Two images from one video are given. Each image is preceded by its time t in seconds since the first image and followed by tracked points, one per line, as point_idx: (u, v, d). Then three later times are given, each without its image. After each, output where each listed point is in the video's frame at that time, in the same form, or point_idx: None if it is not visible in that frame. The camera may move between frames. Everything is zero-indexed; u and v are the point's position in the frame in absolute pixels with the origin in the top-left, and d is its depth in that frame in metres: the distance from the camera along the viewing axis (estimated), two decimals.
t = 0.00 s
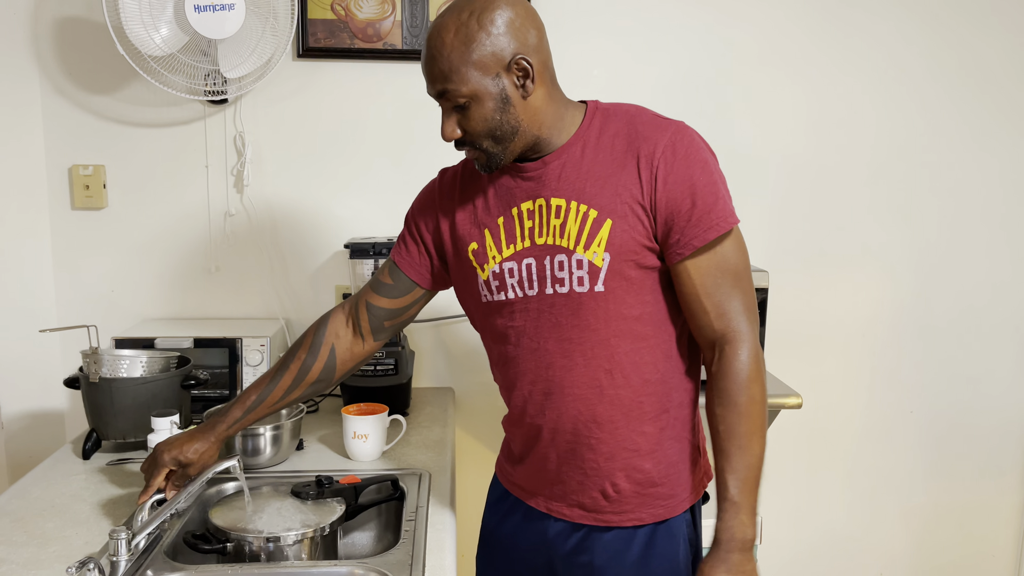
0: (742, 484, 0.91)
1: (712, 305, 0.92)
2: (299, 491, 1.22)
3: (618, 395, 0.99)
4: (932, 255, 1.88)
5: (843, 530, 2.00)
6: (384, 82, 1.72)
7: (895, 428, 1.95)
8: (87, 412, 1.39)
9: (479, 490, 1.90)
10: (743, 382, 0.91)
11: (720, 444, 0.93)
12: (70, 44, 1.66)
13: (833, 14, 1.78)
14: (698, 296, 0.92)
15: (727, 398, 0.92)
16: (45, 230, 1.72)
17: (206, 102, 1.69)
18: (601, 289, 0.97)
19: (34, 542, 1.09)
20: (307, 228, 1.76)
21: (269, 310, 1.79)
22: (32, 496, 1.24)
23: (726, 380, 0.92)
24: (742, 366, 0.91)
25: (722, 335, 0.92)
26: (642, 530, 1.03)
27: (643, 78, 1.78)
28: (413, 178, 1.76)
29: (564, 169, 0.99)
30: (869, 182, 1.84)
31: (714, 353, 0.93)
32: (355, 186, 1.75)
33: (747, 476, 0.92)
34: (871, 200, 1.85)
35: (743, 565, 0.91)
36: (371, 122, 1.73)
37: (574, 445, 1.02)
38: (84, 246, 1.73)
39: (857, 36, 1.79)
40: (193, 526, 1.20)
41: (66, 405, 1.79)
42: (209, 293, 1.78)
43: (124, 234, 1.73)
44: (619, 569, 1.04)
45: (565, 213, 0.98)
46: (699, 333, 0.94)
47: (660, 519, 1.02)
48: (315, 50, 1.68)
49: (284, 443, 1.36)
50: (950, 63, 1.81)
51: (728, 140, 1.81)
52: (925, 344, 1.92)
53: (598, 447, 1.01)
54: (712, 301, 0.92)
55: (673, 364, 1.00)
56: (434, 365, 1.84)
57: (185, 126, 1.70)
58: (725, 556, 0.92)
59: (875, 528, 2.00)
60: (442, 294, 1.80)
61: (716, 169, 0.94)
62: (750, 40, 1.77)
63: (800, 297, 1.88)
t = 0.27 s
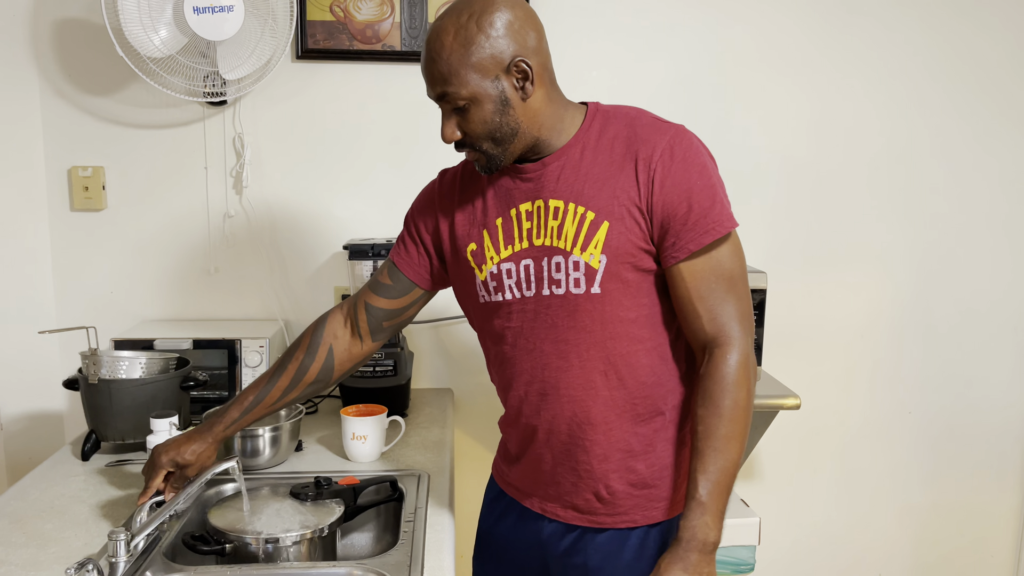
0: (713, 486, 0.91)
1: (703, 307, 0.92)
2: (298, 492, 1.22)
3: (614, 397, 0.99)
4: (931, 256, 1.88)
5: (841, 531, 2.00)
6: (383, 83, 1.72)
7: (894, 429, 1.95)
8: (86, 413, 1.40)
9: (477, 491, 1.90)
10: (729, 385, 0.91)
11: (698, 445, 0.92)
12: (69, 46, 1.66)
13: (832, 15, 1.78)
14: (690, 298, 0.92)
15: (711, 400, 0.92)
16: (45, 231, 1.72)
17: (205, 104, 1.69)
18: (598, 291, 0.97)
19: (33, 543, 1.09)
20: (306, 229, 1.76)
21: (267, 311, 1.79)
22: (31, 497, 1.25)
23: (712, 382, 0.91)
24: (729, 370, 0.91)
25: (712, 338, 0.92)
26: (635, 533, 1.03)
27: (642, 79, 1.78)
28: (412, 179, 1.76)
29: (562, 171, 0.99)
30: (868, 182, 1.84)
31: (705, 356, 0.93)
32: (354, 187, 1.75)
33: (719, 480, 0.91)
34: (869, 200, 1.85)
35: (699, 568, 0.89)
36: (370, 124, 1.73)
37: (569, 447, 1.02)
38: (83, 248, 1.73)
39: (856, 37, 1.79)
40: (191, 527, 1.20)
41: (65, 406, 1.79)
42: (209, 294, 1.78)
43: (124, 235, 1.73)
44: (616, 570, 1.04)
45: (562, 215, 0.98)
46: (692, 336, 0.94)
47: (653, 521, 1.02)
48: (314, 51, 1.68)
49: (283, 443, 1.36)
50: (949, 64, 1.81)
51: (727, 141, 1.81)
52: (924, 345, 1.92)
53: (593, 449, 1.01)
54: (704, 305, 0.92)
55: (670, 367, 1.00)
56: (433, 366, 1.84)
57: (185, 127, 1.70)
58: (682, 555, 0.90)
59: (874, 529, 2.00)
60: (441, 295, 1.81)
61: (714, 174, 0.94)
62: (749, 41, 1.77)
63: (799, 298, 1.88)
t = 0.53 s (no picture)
0: (721, 490, 0.91)
1: (705, 310, 0.92)
2: (298, 492, 1.22)
3: (614, 398, 0.99)
4: (930, 256, 1.88)
5: (841, 531, 2.00)
6: (382, 84, 1.72)
7: (894, 428, 1.96)
8: (86, 413, 1.40)
9: (477, 491, 1.90)
10: (732, 388, 0.91)
11: (704, 449, 0.92)
12: (70, 47, 1.66)
13: (831, 16, 1.78)
14: (691, 300, 0.92)
15: (715, 402, 0.92)
16: (44, 232, 1.72)
17: (205, 104, 1.69)
18: (598, 293, 0.97)
19: (33, 544, 1.09)
20: (306, 229, 1.76)
21: (268, 312, 1.79)
22: (31, 498, 1.25)
23: (715, 385, 0.92)
24: (733, 372, 0.91)
25: (714, 340, 0.92)
26: (636, 534, 1.03)
27: (642, 79, 1.78)
28: (412, 180, 1.76)
29: (563, 173, 0.99)
30: (868, 182, 1.84)
31: (707, 358, 0.93)
32: (354, 188, 1.76)
33: (728, 484, 0.91)
34: (869, 201, 1.85)
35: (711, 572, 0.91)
36: (370, 124, 1.73)
37: (570, 449, 1.02)
38: (83, 248, 1.73)
39: (855, 38, 1.79)
40: (192, 527, 1.20)
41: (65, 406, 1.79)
42: (209, 295, 1.78)
43: (124, 235, 1.73)
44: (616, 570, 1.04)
45: (562, 216, 0.98)
46: (693, 338, 0.94)
47: (654, 523, 1.02)
48: (314, 52, 1.68)
49: (283, 444, 1.36)
50: (948, 65, 1.81)
51: (726, 141, 1.81)
52: (923, 345, 1.92)
53: (593, 451, 1.01)
54: (706, 306, 0.92)
55: (670, 369, 1.01)
56: (433, 367, 1.84)
57: (185, 128, 1.71)
58: (693, 559, 0.92)
59: (874, 529, 2.00)
60: (441, 296, 1.81)
61: (715, 175, 0.94)
62: (748, 41, 1.78)
63: (798, 298, 1.88)
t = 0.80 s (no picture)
0: (739, 493, 0.91)
1: (710, 311, 0.92)
2: (298, 492, 1.22)
3: (616, 400, 0.99)
4: (931, 257, 1.88)
5: (842, 531, 2.00)
6: (383, 84, 1.72)
7: (895, 429, 1.95)
8: (86, 413, 1.40)
9: (477, 491, 1.90)
10: (739, 389, 0.91)
11: (718, 454, 0.93)
12: (70, 46, 1.66)
13: (832, 16, 1.78)
14: (697, 302, 0.92)
15: (724, 405, 0.92)
16: (45, 231, 1.72)
17: (205, 104, 1.69)
18: (600, 294, 0.97)
19: (33, 544, 1.09)
20: (307, 230, 1.76)
21: (268, 312, 1.79)
22: (31, 498, 1.24)
23: (723, 386, 0.92)
24: (740, 373, 0.91)
25: (720, 342, 0.92)
26: (639, 535, 1.03)
27: (642, 79, 1.78)
28: (413, 180, 1.76)
29: (565, 173, 0.99)
30: (868, 183, 1.84)
31: (713, 360, 0.93)
32: (354, 188, 1.75)
33: (744, 486, 0.91)
34: (869, 201, 1.85)
35: None
36: (370, 124, 1.73)
37: (572, 450, 1.02)
38: (83, 248, 1.73)
39: (856, 38, 1.79)
40: (192, 527, 1.20)
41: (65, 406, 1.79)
42: (209, 295, 1.78)
43: (124, 235, 1.73)
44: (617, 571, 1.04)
45: (564, 217, 0.98)
46: (698, 339, 0.94)
47: (657, 525, 1.02)
48: (315, 52, 1.68)
49: (283, 444, 1.36)
50: (949, 65, 1.81)
51: (727, 142, 1.81)
52: (924, 346, 1.92)
53: (595, 452, 1.01)
54: (711, 308, 0.92)
55: (672, 370, 1.00)
56: (433, 367, 1.84)
57: (185, 128, 1.70)
58: (719, 566, 0.91)
59: (874, 529, 2.00)
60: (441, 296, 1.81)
61: (717, 174, 0.94)
62: (748, 41, 1.77)
63: (799, 299, 1.88)
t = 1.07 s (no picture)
0: (734, 493, 0.91)
1: (712, 312, 0.92)
2: (300, 492, 1.22)
3: (620, 400, 0.99)
4: (933, 257, 1.88)
5: (843, 532, 1.99)
6: (384, 84, 1.72)
7: (896, 429, 1.95)
8: (88, 413, 1.40)
9: (478, 491, 1.90)
10: (740, 390, 0.91)
11: (715, 453, 0.93)
12: (72, 46, 1.66)
13: (833, 16, 1.78)
14: (699, 303, 0.92)
15: (725, 405, 0.92)
16: (46, 231, 1.72)
17: (206, 104, 1.69)
18: (604, 295, 0.97)
19: (34, 544, 1.09)
20: (308, 230, 1.76)
21: (270, 312, 1.79)
22: (32, 498, 1.24)
23: (724, 387, 0.91)
24: (741, 374, 0.90)
25: (721, 342, 0.92)
26: (641, 537, 1.03)
27: (644, 80, 1.78)
28: (414, 180, 1.76)
29: (568, 174, 0.99)
30: (870, 183, 1.84)
31: (715, 360, 0.93)
32: (356, 188, 1.75)
33: (740, 487, 0.91)
34: (871, 201, 1.85)
35: None
36: (372, 124, 1.73)
37: (575, 451, 1.02)
38: (85, 248, 1.73)
39: (857, 38, 1.79)
40: (193, 527, 1.20)
41: (66, 406, 1.79)
42: (211, 295, 1.78)
43: (125, 235, 1.73)
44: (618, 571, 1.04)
45: (567, 218, 0.98)
46: (700, 340, 0.94)
47: (659, 526, 1.02)
48: (316, 51, 1.68)
49: (285, 444, 1.36)
50: (951, 65, 1.81)
51: (728, 141, 1.81)
52: (925, 346, 1.92)
53: (598, 453, 1.01)
54: (713, 309, 0.92)
55: (676, 371, 1.00)
56: (434, 366, 1.84)
57: (186, 128, 1.70)
58: (710, 565, 0.91)
59: (875, 530, 2.00)
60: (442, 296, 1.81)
61: (721, 176, 0.94)
62: (750, 41, 1.77)
63: (800, 299, 1.88)
